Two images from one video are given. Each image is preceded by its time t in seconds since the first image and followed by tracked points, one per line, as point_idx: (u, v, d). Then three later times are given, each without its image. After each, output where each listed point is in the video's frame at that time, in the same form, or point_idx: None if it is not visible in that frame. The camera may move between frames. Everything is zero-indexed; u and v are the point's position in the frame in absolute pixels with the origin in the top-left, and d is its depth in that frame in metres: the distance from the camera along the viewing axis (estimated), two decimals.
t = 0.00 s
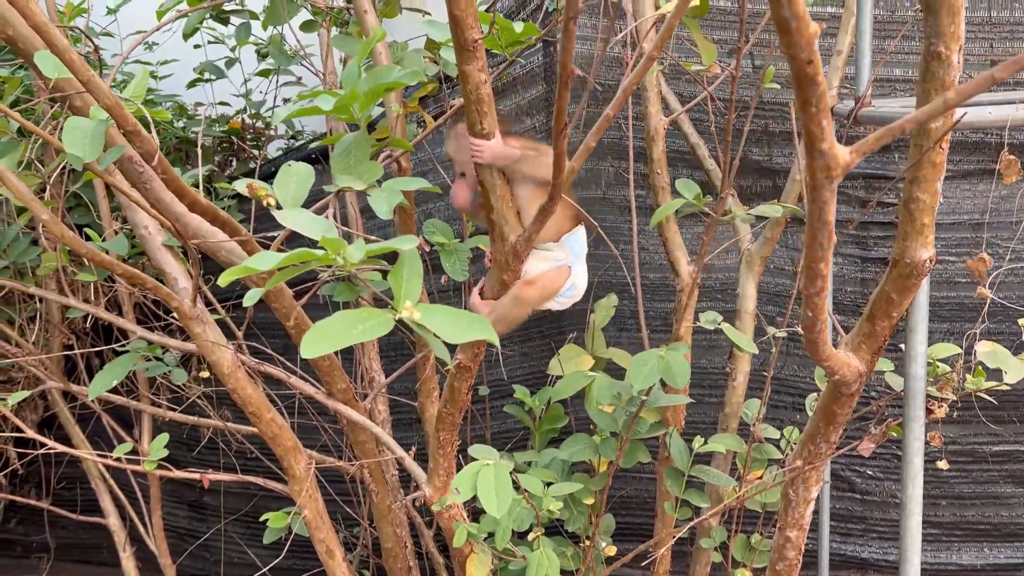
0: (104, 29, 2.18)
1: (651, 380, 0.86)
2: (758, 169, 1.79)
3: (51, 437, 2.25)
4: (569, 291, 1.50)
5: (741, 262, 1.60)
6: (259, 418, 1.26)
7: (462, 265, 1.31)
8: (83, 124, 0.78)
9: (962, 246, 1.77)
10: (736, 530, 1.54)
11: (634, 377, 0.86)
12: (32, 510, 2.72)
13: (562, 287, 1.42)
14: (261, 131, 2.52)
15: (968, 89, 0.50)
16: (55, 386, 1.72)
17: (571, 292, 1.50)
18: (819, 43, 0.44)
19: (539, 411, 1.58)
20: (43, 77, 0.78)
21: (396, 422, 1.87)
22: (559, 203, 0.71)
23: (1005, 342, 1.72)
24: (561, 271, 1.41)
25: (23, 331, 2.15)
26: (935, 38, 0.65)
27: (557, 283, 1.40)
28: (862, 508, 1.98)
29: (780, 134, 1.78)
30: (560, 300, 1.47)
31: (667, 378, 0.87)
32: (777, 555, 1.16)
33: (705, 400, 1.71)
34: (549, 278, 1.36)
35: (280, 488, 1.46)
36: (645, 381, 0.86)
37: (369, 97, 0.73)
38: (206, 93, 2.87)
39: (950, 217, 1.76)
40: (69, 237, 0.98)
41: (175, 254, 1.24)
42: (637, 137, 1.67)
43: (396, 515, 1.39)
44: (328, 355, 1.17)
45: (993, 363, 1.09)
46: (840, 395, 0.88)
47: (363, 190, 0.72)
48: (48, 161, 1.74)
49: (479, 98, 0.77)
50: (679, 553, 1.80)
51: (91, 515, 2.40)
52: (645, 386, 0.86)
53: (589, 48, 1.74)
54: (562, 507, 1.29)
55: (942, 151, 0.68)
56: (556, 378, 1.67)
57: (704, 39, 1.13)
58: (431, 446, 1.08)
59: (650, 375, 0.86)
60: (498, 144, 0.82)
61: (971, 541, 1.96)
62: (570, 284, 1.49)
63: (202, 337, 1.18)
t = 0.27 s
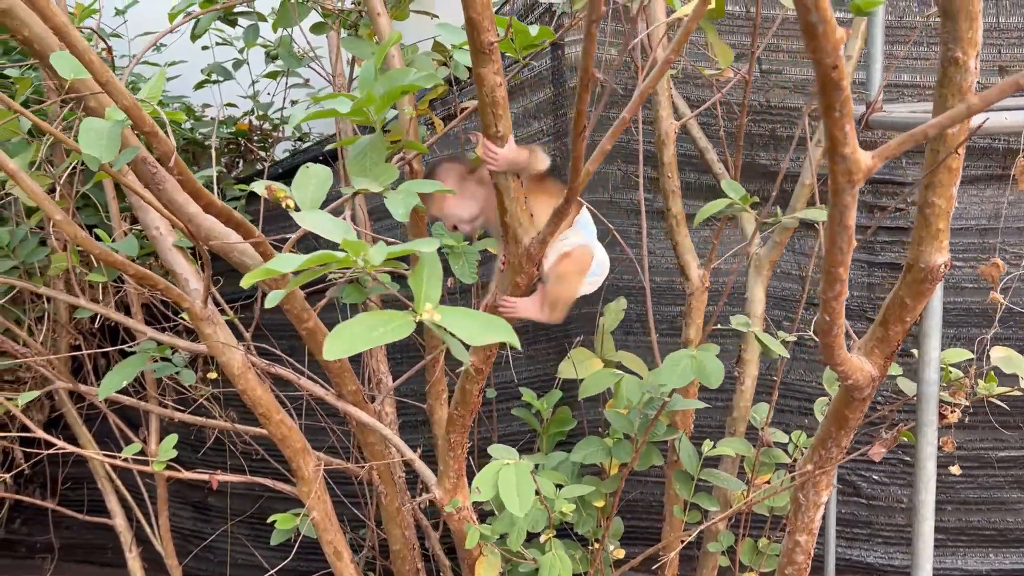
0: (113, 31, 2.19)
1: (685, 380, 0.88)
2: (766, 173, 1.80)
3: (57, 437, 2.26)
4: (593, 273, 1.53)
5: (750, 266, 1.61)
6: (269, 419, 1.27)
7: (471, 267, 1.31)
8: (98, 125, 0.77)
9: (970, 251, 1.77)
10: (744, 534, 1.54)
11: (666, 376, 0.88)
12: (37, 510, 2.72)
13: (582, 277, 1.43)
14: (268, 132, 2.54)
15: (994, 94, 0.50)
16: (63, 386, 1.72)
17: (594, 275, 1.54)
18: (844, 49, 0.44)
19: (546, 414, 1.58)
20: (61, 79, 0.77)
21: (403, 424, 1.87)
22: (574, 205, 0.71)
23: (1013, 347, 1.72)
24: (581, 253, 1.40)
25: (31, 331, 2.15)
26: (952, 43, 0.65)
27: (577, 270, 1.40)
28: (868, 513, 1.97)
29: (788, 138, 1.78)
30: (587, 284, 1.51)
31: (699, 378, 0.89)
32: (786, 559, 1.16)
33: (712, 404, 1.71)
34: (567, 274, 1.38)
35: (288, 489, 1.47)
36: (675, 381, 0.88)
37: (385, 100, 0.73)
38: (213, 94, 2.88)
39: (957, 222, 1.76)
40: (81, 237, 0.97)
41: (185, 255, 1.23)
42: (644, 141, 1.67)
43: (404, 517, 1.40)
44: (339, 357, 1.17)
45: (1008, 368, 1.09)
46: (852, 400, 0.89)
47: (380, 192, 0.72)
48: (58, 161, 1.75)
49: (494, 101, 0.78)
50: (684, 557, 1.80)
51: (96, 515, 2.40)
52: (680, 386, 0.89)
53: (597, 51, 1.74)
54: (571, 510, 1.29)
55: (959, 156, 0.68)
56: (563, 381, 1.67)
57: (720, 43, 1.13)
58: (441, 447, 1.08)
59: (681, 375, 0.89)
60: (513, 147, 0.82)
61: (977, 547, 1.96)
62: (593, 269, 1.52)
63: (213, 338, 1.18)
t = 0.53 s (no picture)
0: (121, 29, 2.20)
1: (680, 381, 0.85)
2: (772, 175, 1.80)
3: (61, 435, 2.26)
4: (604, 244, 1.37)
5: (757, 268, 1.61)
6: (278, 417, 1.27)
7: (480, 266, 1.31)
8: (116, 121, 0.77)
9: (974, 253, 1.78)
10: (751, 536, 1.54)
11: (662, 377, 0.86)
12: (40, 509, 2.72)
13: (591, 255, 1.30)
14: (273, 132, 2.54)
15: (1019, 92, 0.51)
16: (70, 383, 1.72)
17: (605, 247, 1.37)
18: (874, 46, 0.46)
19: (553, 414, 1.59)
20: (80, 74, 0.82)
21: (408, 424, 1.87)
22: (592, 202, 0.72)
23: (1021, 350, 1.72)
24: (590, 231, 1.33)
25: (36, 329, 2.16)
26: (972, 43, 0.65)
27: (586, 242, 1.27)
28: (871, 515, 1.97)
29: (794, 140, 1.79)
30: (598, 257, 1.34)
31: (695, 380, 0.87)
32: (795, 560, 1.16)
33: (717, 405, 1.71)
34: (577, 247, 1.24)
35: (296, 488, 1.47)
36: (672, 383, 0.86)
37: (404, 98, 0.73)
38: (218, 94, 2.88)
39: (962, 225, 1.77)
40: (95, 233, 0.97)
41: (195, 252, 1.24)
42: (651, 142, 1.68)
43: (412, 516, 1.40)
44: (349, 355, 1.17)
45: None
46: (865, 400, 0.89)
47: (398, 189, 0.72)
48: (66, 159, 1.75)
49: (511, 100, 0.78)
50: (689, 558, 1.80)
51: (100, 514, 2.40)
52: (673, 388, 0.86)
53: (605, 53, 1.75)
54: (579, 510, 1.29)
55: (976, 156, 0.69)
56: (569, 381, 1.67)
57: (738, 44, 1.14)
58: (452, 446, 1.08)
59: (678, 376, 0.86)
60: (529, 146, 0.81)
61: (980, 549, 1.96)
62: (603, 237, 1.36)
63: (223, 335, 1.18)
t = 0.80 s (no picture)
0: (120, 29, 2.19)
1: (703, 379, 0.88)
2: (771, 178, 1.81)
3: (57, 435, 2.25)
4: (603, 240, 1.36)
5: (757, 270, 1.62)
6: (279, 417, 1.26)
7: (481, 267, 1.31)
8: (122, 120, 0.77)
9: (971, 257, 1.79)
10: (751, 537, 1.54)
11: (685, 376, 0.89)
12: (36, 510, 2.71)
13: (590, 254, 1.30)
14: (273, 133, 2.54)
15: None
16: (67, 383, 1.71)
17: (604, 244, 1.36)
18: (887, 47, 0.46)
19: (553, 415, 1.59)
20: (85, 72, 0.79)
21: (407, 425, 1.87)
22: (598, 202, 0.72)
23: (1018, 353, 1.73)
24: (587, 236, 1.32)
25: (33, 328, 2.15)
26: (977, 47, 0.66)
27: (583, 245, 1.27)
28: (868, 518, 1.98)
29: (792, 144, 1.80)
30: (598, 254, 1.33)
31: (717, 378, 0.89)
32: (795, 561, 1.16)
33: (716, 407, 1.72)
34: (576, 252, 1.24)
35: (296, 489, 1.47)
36: (694, 381, 0.88)
37: (412, 98, 0.73)
38: (217, 94, 2.88)
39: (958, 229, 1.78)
40: (98, 232, 0.97)
41: (197, 252, 1.23)
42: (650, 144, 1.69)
43: (412, 517, 1.40)
44: (352, 356, 1.17)
45: None
46: (867, 401, 0.89)
47: (406, 189, 0.72)
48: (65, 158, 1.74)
49: (517, 101, 0.78)
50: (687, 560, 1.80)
51: (96, 515, 2.39)
52: (695, 385, 0.88)
53: (606, 55, 1.76)
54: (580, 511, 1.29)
55: (980, 160, 0.69)
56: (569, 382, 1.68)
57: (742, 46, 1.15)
58: (454, 446, 1.09)
59: (700, 375, 0.89)
60: (535, 147, 0.81)
61: (976, 552, 1.96)
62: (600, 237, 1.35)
63: (225, 335, 1.18)
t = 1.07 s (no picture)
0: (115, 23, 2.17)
1: (691, 376, 0.83)
2: (769, 177, 1.81)
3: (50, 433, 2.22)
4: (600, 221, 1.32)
5: (757, 268, 1.62)
6: (278, 413, 1.25)
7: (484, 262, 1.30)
8: (126, 108, 0.76)
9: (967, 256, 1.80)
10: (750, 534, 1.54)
11: (675, 375, 0.84)
12: (27, 509, 2.68)
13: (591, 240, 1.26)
14: (268, 129, 2.53)
15: None
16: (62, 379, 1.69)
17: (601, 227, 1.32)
18: (911, 32, 0.49)
19: (553, 413, 1.59)
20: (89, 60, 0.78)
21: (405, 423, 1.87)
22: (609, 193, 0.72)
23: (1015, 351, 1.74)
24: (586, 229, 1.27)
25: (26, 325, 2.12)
26: (990, 38, 0.66)
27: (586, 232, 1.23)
28: (864, 516, 1.99)
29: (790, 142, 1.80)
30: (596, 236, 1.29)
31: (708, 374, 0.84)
32: (797, 558, 1.16)
33: (715, 405, 1.72)
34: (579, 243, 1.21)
35: (295, 485, 1.46)
36: (686, 378, 0.83)
37: (420, 88, 0.72)
38: (211, 90, 2.86)
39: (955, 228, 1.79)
40: (98, 224, 0.95)
41: (197, 246, 1.22)
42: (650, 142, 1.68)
43: (412, 514, 1.39)
44: (353, 351, 1.16)
45: None
46: (873, 395, 0.89)
47: (414, 179, 0.71)
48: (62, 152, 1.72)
49: (525, 92, 0.78)
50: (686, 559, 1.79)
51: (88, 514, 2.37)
52: (685, 383, 0.83)
53: (605, 54, 1.76)
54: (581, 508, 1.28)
55: (991, 152, 0.70)
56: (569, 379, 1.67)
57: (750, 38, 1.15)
58: (457, 442, 1.08)
59: (691, 372, 0.84)
60: (543, 139, 0.81)
61: (971, 551, 1.97)
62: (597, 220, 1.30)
63: (225, 329, 1.17)
